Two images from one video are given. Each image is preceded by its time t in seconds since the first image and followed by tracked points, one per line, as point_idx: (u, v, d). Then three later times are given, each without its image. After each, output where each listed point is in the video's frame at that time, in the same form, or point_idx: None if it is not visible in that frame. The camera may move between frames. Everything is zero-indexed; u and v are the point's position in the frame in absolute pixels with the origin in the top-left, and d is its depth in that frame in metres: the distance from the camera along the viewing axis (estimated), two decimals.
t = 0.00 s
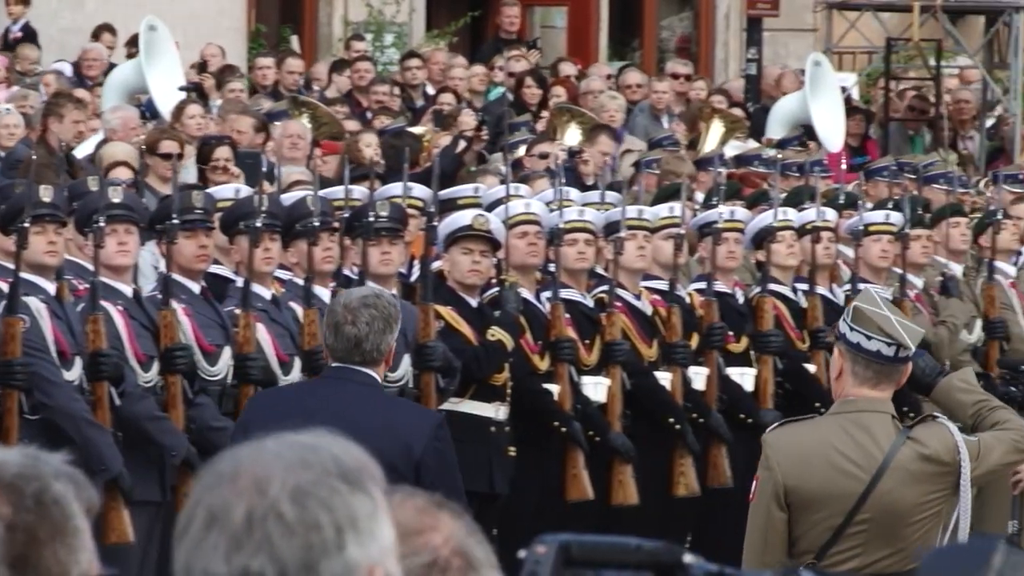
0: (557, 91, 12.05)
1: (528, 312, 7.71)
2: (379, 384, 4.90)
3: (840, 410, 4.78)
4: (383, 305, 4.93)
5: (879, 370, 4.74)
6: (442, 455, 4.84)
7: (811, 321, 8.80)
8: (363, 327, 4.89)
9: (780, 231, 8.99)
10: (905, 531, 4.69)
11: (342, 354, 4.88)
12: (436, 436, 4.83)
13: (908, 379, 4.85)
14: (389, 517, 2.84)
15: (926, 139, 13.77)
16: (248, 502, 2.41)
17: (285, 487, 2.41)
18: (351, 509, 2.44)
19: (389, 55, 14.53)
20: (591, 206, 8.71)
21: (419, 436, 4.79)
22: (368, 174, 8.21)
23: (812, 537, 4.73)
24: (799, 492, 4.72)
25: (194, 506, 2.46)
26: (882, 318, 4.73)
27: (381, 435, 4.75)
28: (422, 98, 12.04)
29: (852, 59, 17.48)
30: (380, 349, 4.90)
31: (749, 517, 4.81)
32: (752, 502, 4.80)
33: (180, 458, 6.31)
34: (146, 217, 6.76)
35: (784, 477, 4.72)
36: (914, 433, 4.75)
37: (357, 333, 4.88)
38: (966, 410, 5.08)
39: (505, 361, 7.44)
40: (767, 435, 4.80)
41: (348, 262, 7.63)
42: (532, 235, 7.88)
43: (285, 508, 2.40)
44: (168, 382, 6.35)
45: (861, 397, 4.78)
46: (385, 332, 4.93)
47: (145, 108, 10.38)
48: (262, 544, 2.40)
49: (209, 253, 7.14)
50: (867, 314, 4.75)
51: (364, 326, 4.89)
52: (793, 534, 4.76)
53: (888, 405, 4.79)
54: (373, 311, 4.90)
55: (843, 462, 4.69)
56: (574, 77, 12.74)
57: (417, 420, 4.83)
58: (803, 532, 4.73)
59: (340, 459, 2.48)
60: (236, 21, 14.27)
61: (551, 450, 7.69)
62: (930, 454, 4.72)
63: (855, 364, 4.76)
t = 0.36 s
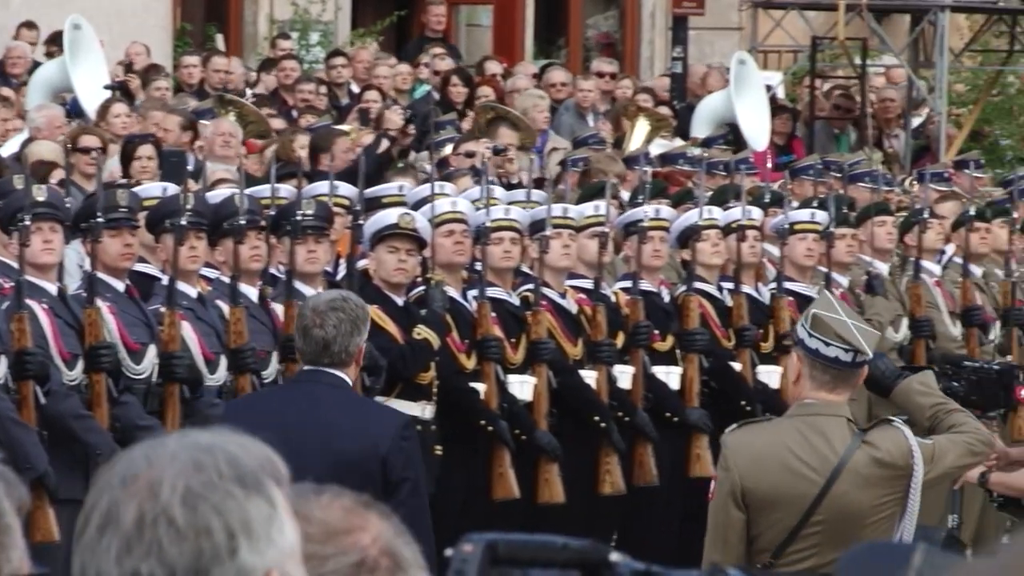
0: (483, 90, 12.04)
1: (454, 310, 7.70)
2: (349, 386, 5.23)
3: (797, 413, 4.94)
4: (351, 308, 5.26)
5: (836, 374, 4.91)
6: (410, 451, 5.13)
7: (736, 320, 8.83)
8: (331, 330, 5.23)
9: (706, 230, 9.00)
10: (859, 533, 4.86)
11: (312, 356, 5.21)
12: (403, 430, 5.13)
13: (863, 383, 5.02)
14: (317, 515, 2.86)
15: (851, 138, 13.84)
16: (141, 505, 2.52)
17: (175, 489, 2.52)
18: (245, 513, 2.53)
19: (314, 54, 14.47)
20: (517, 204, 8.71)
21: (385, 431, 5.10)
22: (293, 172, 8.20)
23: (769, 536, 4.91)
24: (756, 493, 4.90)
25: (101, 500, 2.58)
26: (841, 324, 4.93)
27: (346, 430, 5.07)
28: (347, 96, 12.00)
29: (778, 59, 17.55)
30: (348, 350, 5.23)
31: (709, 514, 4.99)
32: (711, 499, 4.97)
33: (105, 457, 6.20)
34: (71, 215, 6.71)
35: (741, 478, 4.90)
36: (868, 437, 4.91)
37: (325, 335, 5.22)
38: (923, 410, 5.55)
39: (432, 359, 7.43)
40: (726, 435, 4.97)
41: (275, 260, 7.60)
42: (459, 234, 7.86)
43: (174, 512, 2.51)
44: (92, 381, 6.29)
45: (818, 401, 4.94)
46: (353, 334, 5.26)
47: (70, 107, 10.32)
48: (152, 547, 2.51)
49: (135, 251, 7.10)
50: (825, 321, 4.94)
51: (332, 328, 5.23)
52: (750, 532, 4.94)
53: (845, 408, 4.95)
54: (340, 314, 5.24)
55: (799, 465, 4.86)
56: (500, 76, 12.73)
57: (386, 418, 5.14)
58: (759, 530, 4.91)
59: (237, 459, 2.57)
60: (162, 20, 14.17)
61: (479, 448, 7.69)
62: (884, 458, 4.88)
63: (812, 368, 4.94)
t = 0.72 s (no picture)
0: (403, 87, 12.02)
1: (374, 307, 7.68)
2: (332, 390, 5.10)
3: (750, 410, 4.90)
4: (340, 314, 5.11)
5: (790, 374, 4.84)
6: (393, 462, 5.03)
7: (656, 316, 8.85)
8: (320, 334, 5.07)
9: (625, 227, 9.03)
10: (806, 529, 4.82)
11: (299, 360, 5.07)
12: (386, 441, 5.02)
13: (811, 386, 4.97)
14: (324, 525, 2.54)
15: (771, 136, 13.92)
16: (181, 523, 2.20)
17: (222, 519, 2.20)
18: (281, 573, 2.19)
19: (234, 51, 14.41)
20: (437, 201, 8.71)
21: (369, 440, 4.99)
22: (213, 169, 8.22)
23: (717, 532, 4.87)
24: (706, 489, 4.86)
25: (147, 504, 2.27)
26: (795, 323, 4.83)
27: (332, 438, 4.95)
28: (267, 93, 11.94)
29: (697, 55, 17.66)
30: (335, 356, 5.09)
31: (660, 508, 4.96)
32: (662, 494, 4.95)
33: (25, 454, 6.11)
34: None
35: (692, 474, 4.86)
36: (818, 435, 4.85)
37: (313, 339, 5.06)
38: (874, 415, 5.28)
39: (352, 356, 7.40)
40: (680, 430, 4.95)
41: (195, 259, 7.50)
42: (381, 231, 7.90)
43: (210, 545, 2.18)
44: (11, 379, 6.20)
45: (770, 398, 4.89)
46: (341, 339, 5.11)
47: None
48: (175, 565, 2.20)
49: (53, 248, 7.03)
50: (779, 321, 4.85)
51: (322, 333, 5.07)
52: (701, 526, 4.91)
53: (797, 407, 4.89)
54: (330, 320, 5.08)
55: (749, 462, 4.82)
56: (421, 74, 12.72)
57: (369, 426, 5.02)
58: (707, 526, 4.88)
59: (298, 517, 2.23)
60: (80, 18, 14.08)
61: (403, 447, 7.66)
62: (833, 456, 4.82)
63: (766, 369, 4.87)
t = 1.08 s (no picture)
0: (322, 85, 12.00)
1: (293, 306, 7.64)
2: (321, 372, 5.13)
3: (714, 402, 5.21)
4: (329, 298, 5.15)
5: (754, 365, 5.17)
6: (384, 441, 5.06)
7: (575, 314, 8.84)
8: (310, 318, 5.10)
9: (543, 225, 9.03)
10: (776, 514, 5.18)
11: (289, 343, 5.09)
12: (377, 421, 5.05)
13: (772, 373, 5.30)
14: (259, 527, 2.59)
15: (689, 134, 13.98)
16: (135, 523, 2.26)
17: (178, 519, 2.26)
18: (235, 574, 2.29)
19: (152, 50, 14.32)
20: (356, 199, 8.72)
21: (362, 420, 5.01)
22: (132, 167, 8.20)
23: (688, 520, 5.18)
24: (676, 479, 5.16)
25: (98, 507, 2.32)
26: (756, 317, 5.14)
27: (325, 420, 4.97)
28: (186, 91, 11.86)
29: (616, 54, 17.71)
30: (324, 339, 5.12)
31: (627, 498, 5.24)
32: (630, 485, 5.22)
33: None
34: None
35: (663, 465, 5.15)
36: (785, 425, 5.22)
37: (304, 323, 5.09)
38: (829, 403, 5.87)
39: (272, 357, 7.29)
40: (647, 422, 5.22)
41: (114, 257, 7.53)
42: (301, 230, 7.83)
43: (166, 543, 2.24)
44: None
45: (734, 390, 5.21)
46: (329, 323, 5.15)
47: None
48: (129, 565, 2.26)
49: None
50: (742, 315, 5.15)
51: (312, 317, 5.10)
52: (670, 514, 5.21)
53: (760, 397, 5.24)
54: (321, 304, 5.11)
55: (720, 452, 5.14)
56: (339, 72, 12.70)
57: (360, 406, 5.05)
58: (678, 515, 5.18)
59: (250, 519, 2.32)
60: None
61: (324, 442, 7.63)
62: (800, 445, 5.20)
63: (730, 361, 5.19)
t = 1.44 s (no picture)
0: (250, 85, 11.97)
1: (221, 304, 7.61)
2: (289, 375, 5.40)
3: (664, 407, 5.28)
4: (293, 305, 5.39)
5: (702, 370, 5.25)
6: (351, 440, 5.37)
7: (504, 314, 8.85)
8: (276, 324, 5.35)
9: (473, 224, 9.04)
10: (725, 516, 5.22)
11: (256, 349, 5.34)
12: (343, 422, 5.35)
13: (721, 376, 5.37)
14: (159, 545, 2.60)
15: (618, 133, 14.02)
16: (73, 513, 2.27)
17: (117, 511, 2.27)
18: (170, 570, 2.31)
19: (81, 48, 14.24)
20: (285, 198, 8.72)
21: (328, 422, 5.32)
22: (59, 166, 8.14)
23: (639, 523, 5.24)
24: (627, 482, 5.22)
25: (31, 500, 2.33)
26: (705, 324, 5.23)
27: (293, 422, 5.29)
28: (114, 90, 11.81)
29: (545, 51, 17.76)
30: (290, 343, 5.37)
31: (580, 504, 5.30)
32: (583, 490, 5.28)
33: None
34: None
35: (612, 469, 5.22)
36: (733, 428, 5.27)
37: (269, 329, 5.33)
38: (779, 405, 5.92)
39: (200, 355, 7.33)
40: (598, 428, 5.29)
41: (42, 255, 7.49)
42: (228, 228, 7.88)
43: (103, 536, 2.25)
44: None
45: (684, 395, 5.27)
46: (294, 327, 5.39)
47: None
48: (65, 558, 2.26)
49: None
50: (690, 320, 5.24)
51: (276, 322, 5.35)
52: (622, 517, 5.26)
53: (710, 401, 5.29)
54: (284, 310, 5.35)
55: (669, 456, 5.20)
56: (267, 70, 12.68)
57: (324, 409, 5.34)
58: (630, 518, 5.24)
59: (187, 517, 2.35)
60: None
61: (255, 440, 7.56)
62: (748, 448, 5.23)
63: (678, 366, 5.27)
